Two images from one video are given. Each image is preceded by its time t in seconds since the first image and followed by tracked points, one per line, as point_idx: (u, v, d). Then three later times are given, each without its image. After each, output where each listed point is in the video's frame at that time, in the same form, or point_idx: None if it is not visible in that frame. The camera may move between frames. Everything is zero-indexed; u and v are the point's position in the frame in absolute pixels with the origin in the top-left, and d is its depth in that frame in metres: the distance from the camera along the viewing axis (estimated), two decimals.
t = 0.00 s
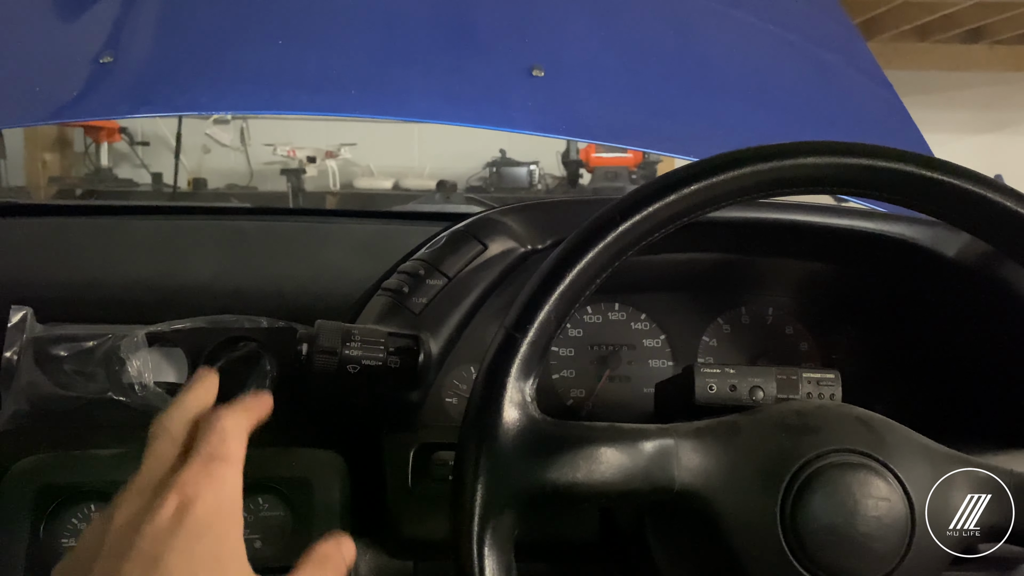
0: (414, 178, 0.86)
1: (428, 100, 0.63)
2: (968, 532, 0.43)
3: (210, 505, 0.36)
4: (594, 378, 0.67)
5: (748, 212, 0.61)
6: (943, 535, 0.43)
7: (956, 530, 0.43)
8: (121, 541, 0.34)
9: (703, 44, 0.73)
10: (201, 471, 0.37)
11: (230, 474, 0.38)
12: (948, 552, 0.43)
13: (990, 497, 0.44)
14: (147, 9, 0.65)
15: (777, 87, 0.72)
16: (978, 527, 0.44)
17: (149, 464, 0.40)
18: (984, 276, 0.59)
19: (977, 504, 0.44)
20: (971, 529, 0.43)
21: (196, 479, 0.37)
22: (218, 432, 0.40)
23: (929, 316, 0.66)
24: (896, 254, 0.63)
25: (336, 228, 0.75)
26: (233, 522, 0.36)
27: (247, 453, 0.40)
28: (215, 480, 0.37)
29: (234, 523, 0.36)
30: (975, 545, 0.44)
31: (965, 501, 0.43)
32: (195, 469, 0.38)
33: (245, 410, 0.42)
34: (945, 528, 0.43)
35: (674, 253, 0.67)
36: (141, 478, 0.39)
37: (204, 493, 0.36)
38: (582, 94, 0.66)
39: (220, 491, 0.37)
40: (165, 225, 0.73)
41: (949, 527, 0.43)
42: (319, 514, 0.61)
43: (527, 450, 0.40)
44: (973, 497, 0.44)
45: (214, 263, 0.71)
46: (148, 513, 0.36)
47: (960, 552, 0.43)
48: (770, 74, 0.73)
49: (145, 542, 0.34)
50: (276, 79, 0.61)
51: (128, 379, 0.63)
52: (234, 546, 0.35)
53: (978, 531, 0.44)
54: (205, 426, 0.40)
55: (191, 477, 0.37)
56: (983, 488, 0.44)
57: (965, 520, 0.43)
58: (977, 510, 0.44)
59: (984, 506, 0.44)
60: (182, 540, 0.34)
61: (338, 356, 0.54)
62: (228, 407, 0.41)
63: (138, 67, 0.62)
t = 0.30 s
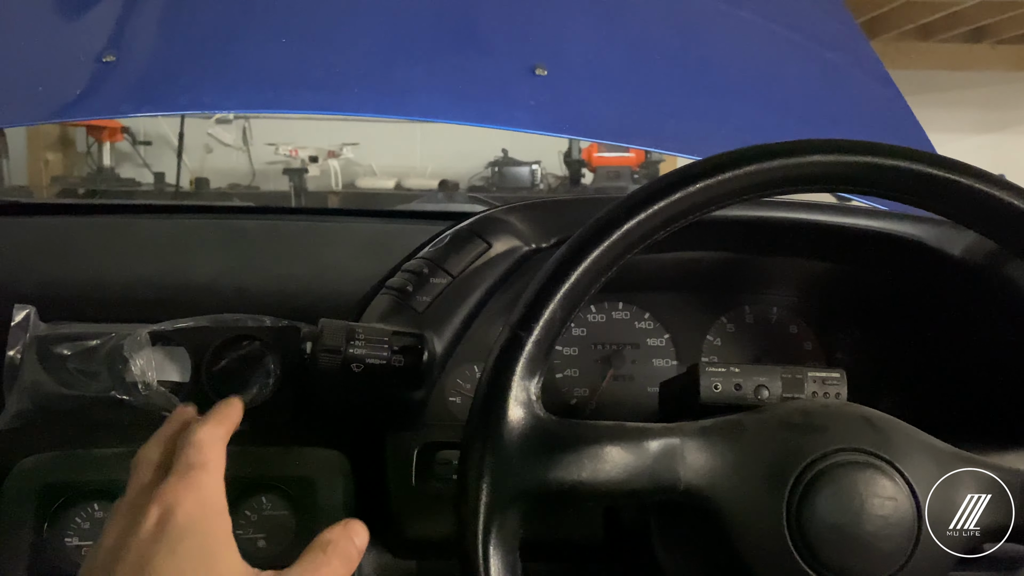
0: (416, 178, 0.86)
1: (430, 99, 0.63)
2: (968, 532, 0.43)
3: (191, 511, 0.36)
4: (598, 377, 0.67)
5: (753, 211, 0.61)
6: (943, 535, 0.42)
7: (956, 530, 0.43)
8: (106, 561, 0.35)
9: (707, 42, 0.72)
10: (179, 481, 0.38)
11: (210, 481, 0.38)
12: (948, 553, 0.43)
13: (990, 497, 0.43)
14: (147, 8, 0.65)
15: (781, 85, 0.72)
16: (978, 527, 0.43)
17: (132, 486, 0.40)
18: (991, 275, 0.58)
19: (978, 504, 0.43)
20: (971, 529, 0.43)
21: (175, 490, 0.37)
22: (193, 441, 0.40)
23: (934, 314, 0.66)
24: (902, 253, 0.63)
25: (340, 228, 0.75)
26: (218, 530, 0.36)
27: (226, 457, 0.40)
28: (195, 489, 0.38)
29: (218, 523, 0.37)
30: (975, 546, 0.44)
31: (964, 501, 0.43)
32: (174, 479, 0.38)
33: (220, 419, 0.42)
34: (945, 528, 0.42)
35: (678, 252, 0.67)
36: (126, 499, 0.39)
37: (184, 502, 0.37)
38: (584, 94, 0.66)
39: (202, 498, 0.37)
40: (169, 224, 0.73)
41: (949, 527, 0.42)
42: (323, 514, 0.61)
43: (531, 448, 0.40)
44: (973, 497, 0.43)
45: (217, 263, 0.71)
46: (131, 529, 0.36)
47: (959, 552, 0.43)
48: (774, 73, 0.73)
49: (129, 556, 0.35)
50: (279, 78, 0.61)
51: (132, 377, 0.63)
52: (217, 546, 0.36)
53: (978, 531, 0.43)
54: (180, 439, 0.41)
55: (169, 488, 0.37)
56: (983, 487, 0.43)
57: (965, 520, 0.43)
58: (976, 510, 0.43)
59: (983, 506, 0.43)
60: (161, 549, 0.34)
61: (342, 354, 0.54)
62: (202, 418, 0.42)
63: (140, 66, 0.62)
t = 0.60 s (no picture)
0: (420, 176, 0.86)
1: (438, 95, 0.62)
2: (968, 532, 0.42)
3: (227, 530, 0.36)
4: (607, 373, 0.67)
5: (762, 206, 0.61)
6: (942, 535, 0.42)
7: (955, 530, 0.42)
8: None
9: (715, 38, 0.72)
10: (211, 503, 0.37)
11: (241, 504, 0.38)
12: (949, 553, 0.42)
13: (990, 497, 0.43)
14: (154, 5, 0.65)
15: (788, 82, 0.72)
16: (979, 527, 0.43)
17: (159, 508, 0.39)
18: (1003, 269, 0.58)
19: (977, 504, 0.42)
20: (971, 529, 0.42)
21: (208, 512, 0.37)
22: (223, 465, 0.40)
23: (943, 309, 0.66)
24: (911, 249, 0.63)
25: (347, 224, 0.75)
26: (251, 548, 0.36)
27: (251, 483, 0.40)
28: (226, 511, 0.37)
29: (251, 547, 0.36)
30: (977, 547, 0.43)
31: (963, 501, 0.42)
32: (206, 501, 0.38)
33: (243, 442, 0.42)
34: (945, 528, 0.42)
35: (687, 248, 0.67)
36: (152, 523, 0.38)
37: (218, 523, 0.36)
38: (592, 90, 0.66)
39: (234, 521, 0.37)
40: (176, 220, 0.73)
41: (949, 526, 0.42)
42: (332, 507, 0.61)
43: (546, 442, 0.40)
44: (972, 497, 0.42)
45: (225, 259, 0.71)
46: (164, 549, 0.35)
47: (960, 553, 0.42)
48: (782, 69, 0.72)
49: None
50: (287, 74, 0.61)
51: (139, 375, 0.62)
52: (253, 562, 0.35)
53: (978, 531, 0.43)
54: (208, 462, 0.40)
55: (204, 510, 0.37)
56: (984, 487, 0.43)
57: (965, 520, 0.42)
58: (976, 511, 0.42)
59: (984, 507, 0.42)
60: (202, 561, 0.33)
61: (353, 348, 0.54)
62: (226, 440, 0.41)
63: (147, 61, 0.62)
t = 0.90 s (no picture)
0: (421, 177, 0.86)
1: (439, 96, 0.63)
2: (968, 532, 0.43)
3: (233, 528, 0.37)
4: (607, 373, 0.67)
5: (762, 207, 0.61)
6: (943, 535, 0.43)
7: (956, 530, 0.43)
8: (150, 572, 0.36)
9: (715, 39, 0.72)
10: (218, 497, 0.38)
11: (246, 497, 0.39)
12: (949, 552, 0.43)
13: (990, 497, 0.43)
14: (157, 7, 0.65)
15: (788, 83, 0.72)
16: (979, 526, 0.43)
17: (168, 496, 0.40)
18: (1002, 270, 0.58)
19: (977, 505, 0.43)
20: (971, 529, 0.43)
21: (214, 505, 0.38)
22: (229, 456, 0.40)
23: (943, 310, 0.66)
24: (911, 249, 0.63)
25: (349, 224, 0.75)
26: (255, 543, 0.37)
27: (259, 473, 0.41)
28: (232, 504, 0.38)
29: (254, 541, 0.38)
30: (976, 546, 0.44)
31: (963, 502, 0.43)
32: (212, 494, 0.39)
33: (251, 432, 0.43)
34: (945, 528, 0.42)
35: (687, 249, 0.68)
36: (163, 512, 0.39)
37: (224, 518, 0.37)
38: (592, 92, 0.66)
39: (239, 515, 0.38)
40: (178, 220, 0.73)
41: (949, 527, 0.42)
42: (334, 506, 0.62)
43: (546, 442, 0.40)
44: (973, 497, 0.43)
45: (227, 259, 0.71)
46: (173, 541, 0.37)
47: (960, 552, 0.43)
48: (782, 70, 0.73)
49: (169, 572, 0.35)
50: (289, 75, 0.61)
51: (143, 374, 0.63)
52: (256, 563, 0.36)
53: (978, 531, 0.43)
54: (215, 452, 0.41)
55: (210, 503, 0.38)
56: (985, 488, 0.43)
57: (965, 520, 0.43)
58: (976, 511, 0.43)
59: (984, 507, 0.43)
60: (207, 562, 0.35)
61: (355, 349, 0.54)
62: (234, 431, 0.42)
63: (150, 63, 0.62)
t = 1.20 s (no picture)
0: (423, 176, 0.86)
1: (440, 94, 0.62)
2: (967, 532, 0.42)
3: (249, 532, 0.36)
4: (609, 372, 0.67)
5: (762, 204, 0.62)
6: (942, 535, 0.42)
7: (955, 530, 0.42)
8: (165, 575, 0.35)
9: (718, 37, 0.72)
10: (233, 495, 0.37)
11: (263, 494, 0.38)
12: (948, 553, 0.42)
13: (989, 497, 0.43)
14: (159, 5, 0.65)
15: (790, 81, 0.72)
16: (978, 526, 0.43)
17: (182, 483, 0.39)
18: (1006, 268, 0.58)
19: (977, 505, 0.42)
20: (971, 529, 0.43)
21: (230, 504, 0.37)
22: (244, 446, 0.39)
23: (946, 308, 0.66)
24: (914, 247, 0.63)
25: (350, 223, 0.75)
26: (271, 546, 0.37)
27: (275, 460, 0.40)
28: (248, 502, 0.37)
29: (269, 541, 0.37)
30: (977, 547, 0.43)
31: (963, 501, 0.42)
32: (228, 490, 0.37)
33: (267, 416, 0.41)
34: (945, 528, 0.42)
35: (690, 246, 0.68)
36: (176, 502, 0.38)
37: (241, 520, 0.36)
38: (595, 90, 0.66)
39: (256, 514, 0.37)
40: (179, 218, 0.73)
41: (949, 526, 0.42)
42: (336, 505, 0.62)
43: (550, 440, 0.40)
44: (972, 497, 0.42)
45: (228, 257, 0.71)
46: (187, 545, 0.36)
47: (960, 552, 0.43)
48: (784, 68, 0.72)
49: None
50: (291, 73, 0.61)
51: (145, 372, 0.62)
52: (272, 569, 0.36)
53: (978, 531, 0.43)
54: (229, 440, 0.39)
55: (226, 501, 0.37)
56: (985, 487, 0.43)
57: (966, 520, 0.42)
58: (976, 511, 0.42)
59: (983, 507, 0.42)
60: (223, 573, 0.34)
61: (357, 346, 0.54)
62: (251, 412, 0.40)
63: (152, 61, 0.62)
